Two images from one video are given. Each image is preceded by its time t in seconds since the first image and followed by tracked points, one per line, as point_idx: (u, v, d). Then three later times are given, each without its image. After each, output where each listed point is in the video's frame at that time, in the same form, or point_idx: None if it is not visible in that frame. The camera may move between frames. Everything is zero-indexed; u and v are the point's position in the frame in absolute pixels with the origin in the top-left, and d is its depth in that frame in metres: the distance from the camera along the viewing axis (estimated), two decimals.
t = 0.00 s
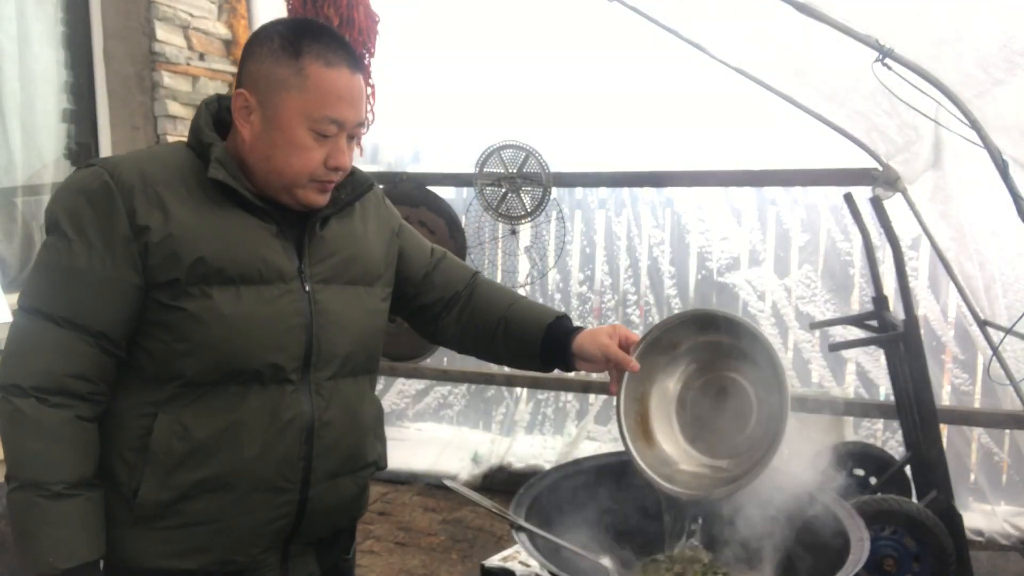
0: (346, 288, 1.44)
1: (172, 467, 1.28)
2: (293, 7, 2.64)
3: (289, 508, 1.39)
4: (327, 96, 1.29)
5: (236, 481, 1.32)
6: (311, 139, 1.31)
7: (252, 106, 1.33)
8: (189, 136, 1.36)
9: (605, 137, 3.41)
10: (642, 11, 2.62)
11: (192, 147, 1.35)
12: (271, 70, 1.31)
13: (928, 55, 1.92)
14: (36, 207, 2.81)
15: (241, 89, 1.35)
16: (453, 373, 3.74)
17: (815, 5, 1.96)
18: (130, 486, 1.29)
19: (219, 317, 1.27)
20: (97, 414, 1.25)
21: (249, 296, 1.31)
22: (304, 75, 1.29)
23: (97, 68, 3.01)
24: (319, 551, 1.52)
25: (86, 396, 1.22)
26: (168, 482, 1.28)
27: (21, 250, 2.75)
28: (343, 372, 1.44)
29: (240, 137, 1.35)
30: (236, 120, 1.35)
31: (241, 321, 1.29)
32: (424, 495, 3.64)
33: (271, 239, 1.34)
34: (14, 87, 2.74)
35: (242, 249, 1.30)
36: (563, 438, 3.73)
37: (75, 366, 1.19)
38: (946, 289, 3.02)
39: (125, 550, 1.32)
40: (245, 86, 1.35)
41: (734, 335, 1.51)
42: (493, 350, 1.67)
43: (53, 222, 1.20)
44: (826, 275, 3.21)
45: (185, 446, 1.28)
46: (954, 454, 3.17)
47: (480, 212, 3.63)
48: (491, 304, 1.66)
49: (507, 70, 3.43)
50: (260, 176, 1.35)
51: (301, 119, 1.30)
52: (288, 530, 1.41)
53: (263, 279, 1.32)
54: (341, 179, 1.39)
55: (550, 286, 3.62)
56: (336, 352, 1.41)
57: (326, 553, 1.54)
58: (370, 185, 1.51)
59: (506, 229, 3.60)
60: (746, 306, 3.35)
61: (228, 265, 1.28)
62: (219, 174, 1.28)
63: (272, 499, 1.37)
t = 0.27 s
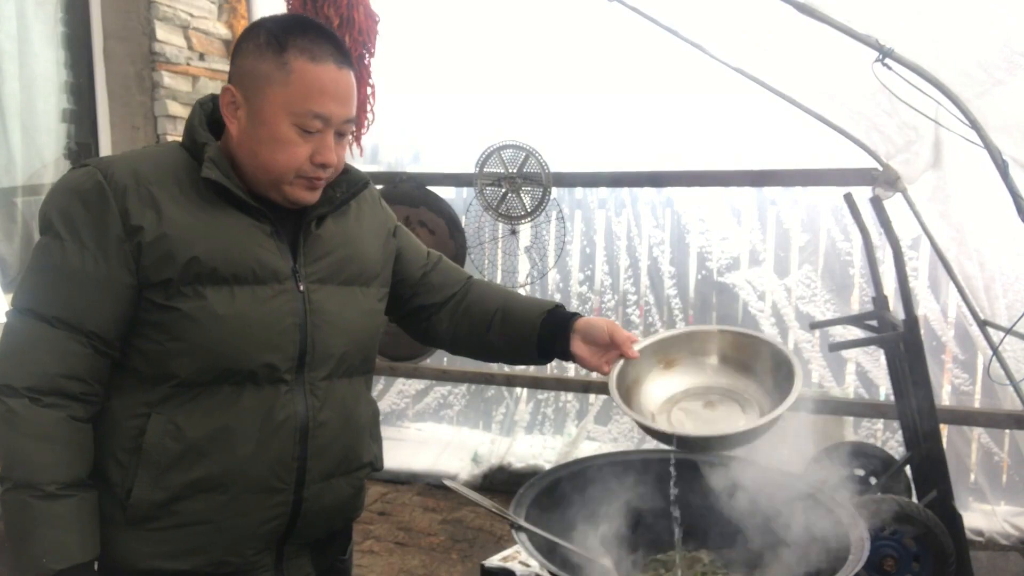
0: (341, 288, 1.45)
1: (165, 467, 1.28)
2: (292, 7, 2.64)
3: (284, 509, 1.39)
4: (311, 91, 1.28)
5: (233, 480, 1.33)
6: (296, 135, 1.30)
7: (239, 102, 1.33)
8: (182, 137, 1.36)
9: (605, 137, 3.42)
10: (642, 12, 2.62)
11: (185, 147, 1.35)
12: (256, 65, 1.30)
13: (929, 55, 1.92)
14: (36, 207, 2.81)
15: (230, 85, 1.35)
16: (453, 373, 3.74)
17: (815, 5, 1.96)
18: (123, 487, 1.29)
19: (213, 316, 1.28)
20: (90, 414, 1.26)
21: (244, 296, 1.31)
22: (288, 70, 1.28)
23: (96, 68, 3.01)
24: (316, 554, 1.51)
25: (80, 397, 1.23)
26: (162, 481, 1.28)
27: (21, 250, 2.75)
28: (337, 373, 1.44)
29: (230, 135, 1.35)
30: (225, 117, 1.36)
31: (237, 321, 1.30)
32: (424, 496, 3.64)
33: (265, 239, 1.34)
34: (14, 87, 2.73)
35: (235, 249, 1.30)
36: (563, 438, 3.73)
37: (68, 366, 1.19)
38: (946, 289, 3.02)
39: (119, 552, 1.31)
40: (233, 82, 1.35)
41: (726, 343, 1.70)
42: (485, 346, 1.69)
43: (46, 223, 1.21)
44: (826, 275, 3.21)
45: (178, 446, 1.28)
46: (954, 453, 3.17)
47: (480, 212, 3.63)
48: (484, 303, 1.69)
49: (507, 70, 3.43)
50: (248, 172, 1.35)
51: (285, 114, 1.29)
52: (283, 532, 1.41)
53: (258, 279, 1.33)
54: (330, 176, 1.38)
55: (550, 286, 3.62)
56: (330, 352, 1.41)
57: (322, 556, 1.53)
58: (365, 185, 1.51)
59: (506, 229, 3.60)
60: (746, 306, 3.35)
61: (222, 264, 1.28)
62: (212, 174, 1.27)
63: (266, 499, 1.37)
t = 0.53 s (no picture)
0: (335, 289, 1.46)
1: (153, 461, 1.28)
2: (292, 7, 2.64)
3: (271, 510, 1.40)
4: (277, 78, 1.27)
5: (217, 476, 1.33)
6: (264, 123, 1.29)
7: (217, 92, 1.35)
8: (180, 130, 1.36)
9: (605, 137, 3.42)
10: (642, 12, 2.62)
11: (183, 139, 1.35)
12: (230, 54, 1.31)
13: (929, 55, 1.92)
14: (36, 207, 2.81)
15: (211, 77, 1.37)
16: (453, 373, 3.73)
17: (815, 5, 1.96)
18: (108, 481, 1.29)
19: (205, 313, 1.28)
20: (75, 407, 1.26)
21: (237, 294, 1.32)
22: (255, 57, 1.28)
23: (97, 68, 3.01)
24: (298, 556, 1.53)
25: (64, 390, 1.22)
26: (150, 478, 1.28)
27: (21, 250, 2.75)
28: (328, 375, 1.46)
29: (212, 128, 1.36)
30: (208, 109, 1.38)
31: (230, 319, 1.30)
32: (424, 496, 3.64)
33: (260, 237, 1.35)
34: (15, 86, 2.72)
35: (229, 247, 1.30)
36: (563, 438, 3.73)
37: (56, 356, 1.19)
38: (946, 289, 3.02)
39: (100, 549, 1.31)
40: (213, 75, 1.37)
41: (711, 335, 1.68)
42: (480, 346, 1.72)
43: (36, 213, 1.20)
44: (826, 275, 3.21)
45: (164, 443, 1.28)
46: (954, 453, 3.17)
47: (480, 212, 3.64)
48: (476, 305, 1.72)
49: (506, 70, 3.43)
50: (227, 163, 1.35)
51: (254, 102, 1.29)
52: (269, 533, 1.42)
53: (252, 277, 1.33)
54: (309, 167, 1.35)
55: (550, 286, 3.62)
56: (322, 353, 1.43)
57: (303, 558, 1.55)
58: (360, 186, 1.53)
59: (506, 229, 3.60)
60: (747, 307, 3.35)
61: (215, 262, 1.29)
62: (209, 167, 1.28)
63: (255, 499, 1.38)
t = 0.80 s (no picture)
0: (311, 299, 1.42)
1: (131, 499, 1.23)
2: (293, 7, 2.64)
3: (260, 534, 1.39)
4: (220, 72, 1.20)
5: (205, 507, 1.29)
6: (210, 123, 1.22)
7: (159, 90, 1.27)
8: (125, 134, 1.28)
9: (606, 137, 3.43)
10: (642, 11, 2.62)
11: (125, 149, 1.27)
12: (169, 48, 1.23)
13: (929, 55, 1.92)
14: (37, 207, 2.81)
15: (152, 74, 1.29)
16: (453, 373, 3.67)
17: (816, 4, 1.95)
18: (87, 521, 1.24)
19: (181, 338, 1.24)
20: (41, 449, 1.17)
21: (210, 317, 1.27)
22: (194, 51, 1.20)
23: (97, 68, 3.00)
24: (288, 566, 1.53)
25: (29, 434, 1.14)
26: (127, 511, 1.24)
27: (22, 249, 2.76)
28: (309, 388, 1.43)
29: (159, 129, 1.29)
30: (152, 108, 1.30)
31: (203, 344, 1.26)
32: (424, 496, 3.64)
33: (228, 252, 1.30)
34: (14, 87, 2.73)
35: (199, 267, 1.26)
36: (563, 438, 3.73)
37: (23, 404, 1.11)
38: (946, 289, 3.01)
39: None
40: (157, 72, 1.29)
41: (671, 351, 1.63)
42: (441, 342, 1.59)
43: None
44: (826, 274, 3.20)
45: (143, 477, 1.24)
46: (954, 453, 3.17)
47: (480, 212, 3.66)
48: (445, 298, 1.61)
49: (507, 69, 3.42)
50: (179, 167, 1.29)
51: (197, 100, 1.21)
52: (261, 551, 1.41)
53: (223, 298, 1.29)
54: (265, 166, 1.29)
55: (550, 286, 3.62)
56: (302, 368, 1.40)
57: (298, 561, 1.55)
58: (331, 178, 1.50)
59: (506, 229, 3.61)
60: (747, 307, 3.35)
61: (184, 284, 1.24)
62: (165, 186, 1.21)
63: (242, 524, 1.36)
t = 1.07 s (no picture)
0: (238, 333, 1.24)
1: None
2: (293, 7, 2.64)
3: None
4: (95, 65, 0.97)
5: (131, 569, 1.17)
6: (90, 129, 0.99)
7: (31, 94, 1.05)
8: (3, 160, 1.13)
9: (605, 138, 3.39)
10: (642, 11, 2.61)
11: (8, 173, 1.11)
12: (32, 40, 1.00)
13: (930, 55, 1.92)
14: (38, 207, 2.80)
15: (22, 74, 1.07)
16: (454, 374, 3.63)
17: (816, 5, 1.96)
18: None
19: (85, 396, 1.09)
20: None
21: (110, 370, 1.11)
22: (61, 41, 0.97)
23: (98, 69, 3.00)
24: None
25: None
26: None
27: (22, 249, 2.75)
28: (242, 433, 1.25)
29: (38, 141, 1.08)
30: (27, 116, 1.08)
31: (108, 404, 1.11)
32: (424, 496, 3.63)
33: (126, 291, 1.12)
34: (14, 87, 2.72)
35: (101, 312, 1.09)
36: (563, 438, 3.74)
37: None
38: (946, 289, 3.01)
39: None
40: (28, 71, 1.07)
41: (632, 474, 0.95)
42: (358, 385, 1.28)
43: None
44: (826, 275, 3.22)
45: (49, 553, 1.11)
46: (954, 453, 3.17)
47: (480, 212, 3.66)
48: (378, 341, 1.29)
49: (507, 70, 3.43)
50: (66, 185, 1.07)
51: (69, 101, 0.98)
52: None
53: (124, 346, 1.12)
54: (169, 176, 1.06)
55: (550, 286, 3.62)
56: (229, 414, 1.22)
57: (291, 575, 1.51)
58: (262, 187, 1.28)
59: (507, 229, 3.64)
60: (746, 306, 3.35)
61: (71, 338, 1.07)
62: (29, 225, 1.05)
63: None
